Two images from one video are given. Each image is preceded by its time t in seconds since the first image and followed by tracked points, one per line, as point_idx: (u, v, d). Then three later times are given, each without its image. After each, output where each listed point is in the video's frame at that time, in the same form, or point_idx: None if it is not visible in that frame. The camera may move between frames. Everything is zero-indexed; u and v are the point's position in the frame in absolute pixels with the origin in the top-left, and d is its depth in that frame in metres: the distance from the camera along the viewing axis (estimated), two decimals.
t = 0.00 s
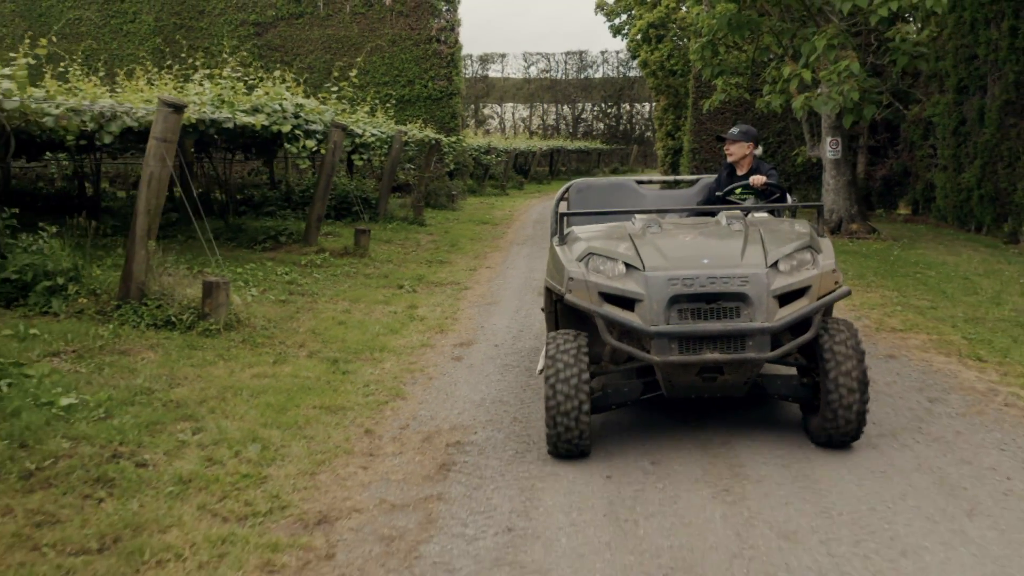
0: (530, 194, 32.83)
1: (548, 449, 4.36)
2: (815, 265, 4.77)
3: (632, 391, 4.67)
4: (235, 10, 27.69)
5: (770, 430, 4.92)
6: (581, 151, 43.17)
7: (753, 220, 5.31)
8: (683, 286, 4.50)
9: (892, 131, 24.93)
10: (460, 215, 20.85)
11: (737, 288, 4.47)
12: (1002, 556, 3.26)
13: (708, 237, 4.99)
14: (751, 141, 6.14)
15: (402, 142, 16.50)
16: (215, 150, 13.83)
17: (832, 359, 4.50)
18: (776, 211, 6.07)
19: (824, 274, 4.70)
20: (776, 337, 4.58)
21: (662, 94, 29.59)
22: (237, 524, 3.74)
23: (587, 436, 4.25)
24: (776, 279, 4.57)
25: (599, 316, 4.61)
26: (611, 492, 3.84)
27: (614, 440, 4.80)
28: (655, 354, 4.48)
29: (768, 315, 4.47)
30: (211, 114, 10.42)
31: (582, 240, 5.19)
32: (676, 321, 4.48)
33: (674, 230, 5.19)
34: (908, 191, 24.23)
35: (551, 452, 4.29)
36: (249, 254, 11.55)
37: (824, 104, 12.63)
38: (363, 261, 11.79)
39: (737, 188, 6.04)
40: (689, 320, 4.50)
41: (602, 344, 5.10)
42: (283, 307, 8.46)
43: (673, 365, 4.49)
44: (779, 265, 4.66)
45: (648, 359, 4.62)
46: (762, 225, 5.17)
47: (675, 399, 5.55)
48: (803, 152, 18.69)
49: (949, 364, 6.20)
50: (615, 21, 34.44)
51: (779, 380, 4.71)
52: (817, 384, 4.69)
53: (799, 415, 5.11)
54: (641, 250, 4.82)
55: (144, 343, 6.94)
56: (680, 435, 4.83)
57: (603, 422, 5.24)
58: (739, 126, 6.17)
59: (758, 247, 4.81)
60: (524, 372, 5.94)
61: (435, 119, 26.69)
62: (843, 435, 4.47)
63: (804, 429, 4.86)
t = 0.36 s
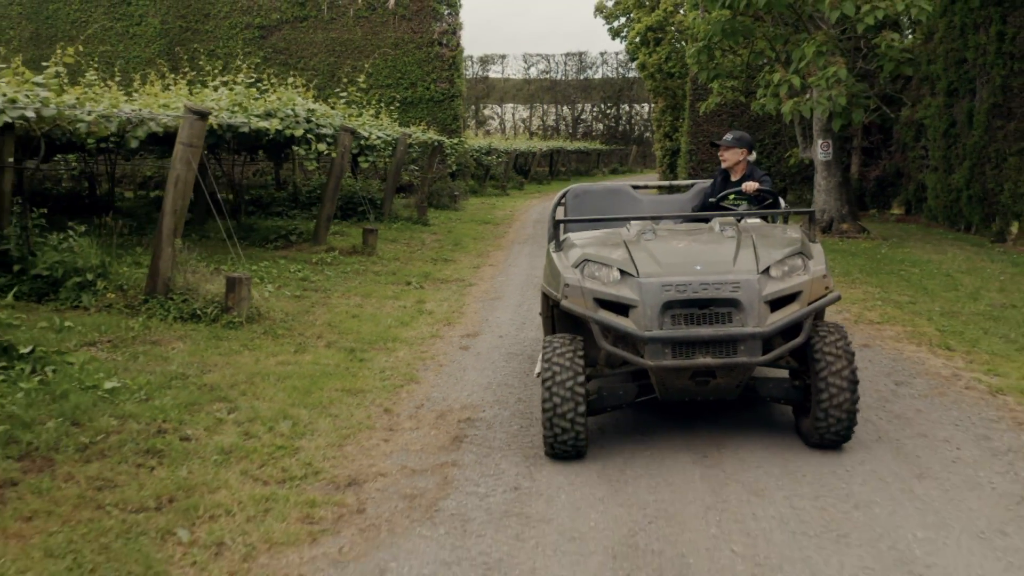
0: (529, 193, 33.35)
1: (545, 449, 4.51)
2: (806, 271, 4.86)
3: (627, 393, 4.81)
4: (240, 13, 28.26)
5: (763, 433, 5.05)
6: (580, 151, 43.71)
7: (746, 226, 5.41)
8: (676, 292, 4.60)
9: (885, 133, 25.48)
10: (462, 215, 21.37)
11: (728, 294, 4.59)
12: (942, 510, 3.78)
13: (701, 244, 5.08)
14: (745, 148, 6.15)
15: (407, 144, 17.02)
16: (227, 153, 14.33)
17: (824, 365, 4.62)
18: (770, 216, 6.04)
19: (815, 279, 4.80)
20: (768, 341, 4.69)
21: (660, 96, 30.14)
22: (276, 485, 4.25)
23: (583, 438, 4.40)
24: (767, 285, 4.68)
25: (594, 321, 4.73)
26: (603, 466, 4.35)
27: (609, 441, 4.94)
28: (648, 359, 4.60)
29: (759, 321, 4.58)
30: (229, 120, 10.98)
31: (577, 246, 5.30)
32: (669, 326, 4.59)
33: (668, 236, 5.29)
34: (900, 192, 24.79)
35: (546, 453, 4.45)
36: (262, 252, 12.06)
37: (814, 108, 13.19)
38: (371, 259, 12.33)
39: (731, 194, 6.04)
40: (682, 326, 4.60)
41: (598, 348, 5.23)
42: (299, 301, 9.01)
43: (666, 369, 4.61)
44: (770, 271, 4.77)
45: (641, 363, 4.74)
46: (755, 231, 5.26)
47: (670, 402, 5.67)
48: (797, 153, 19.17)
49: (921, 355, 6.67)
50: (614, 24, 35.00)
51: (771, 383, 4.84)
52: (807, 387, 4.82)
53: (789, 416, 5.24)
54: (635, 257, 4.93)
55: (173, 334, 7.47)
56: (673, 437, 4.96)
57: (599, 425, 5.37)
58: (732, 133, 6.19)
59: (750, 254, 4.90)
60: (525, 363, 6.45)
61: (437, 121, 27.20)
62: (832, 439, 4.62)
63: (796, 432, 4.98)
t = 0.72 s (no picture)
0: (530, 193, 33.85)
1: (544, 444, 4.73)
2: (792, 271, 4.94)
3: (622, 389, 4.93)
4: (245, 16, 28.80)
5: (753, 426, 5.18)
6: (580, 151, 44.24)
7: (736, 227, 5.49)
8: (667, 292, 4.69)
9: (878, 134, 26.00)
10: (464, 215, 21.88)
11: (717, 294, 4.67)
12: (896, 473, 4.29)
13: (692, 246, 5.15)
14: (734, 153, 6.03)
15: (410, 146, 17.53)
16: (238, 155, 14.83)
17: (808, 358, 4.78)
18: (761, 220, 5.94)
19: (801, 280, 4.89)
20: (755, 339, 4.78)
21: (658, 98, 30.68)
22: (308, 455, 4.77)
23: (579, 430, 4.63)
24: (754, 285, 4.76)
25: (589, 320, 4.83)
26: (596, 447, 4.81)
27: (605, 435, 5.10)
28: (641, 357, 4.70)
29: (746, 319, 4.66)
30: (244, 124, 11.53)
31: (573, 248, 5.40)
32: (661, 325, 4.68)
33: (660, 238, 5.36)
34: (893, 192, 25.31)
35: (545, 444, 4.67)
36: (274, 251, 12.56)
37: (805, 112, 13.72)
38: (379, 257, 12.85)
39: (722, 198, 5.91)
40: (673, 324, 4.69)
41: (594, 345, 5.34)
42: (314, 296, 9.54)
43: (658, 367, 4.70)
44: (757, 272, 4.84)
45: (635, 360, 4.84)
46: (744, 233, 5.34)
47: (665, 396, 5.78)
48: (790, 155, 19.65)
49: (896, 345, 7.13)
50: (613, 26, 35.54)
51: (759, 380, 4.93)
52: (794, 382, 4.93)
53: (780, 410, 5.34)
54: (629, 259, 5.02)
55: (199, 326, 7.99)
56: (667, 432, 5.10)
57: (595, 419, 5.49)
58: (721, 140, 6.05)
59: (737, 255, 4.98)
60: (527, 353, 6.93)
61: (440, 123, 27.71)
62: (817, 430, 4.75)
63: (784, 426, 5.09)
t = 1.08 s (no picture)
0: (530, 193, 34.31)
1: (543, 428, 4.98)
2: (775, 268, 4.91)
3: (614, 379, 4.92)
4: (250, 19, 29.62)
5: (740, 415, 5.22)
6: (580, 152, 44.78)
7: (723, 227, 5.49)
8: (657, 287, 4.65)
9: (872, 135, 26.52)
10: (465, 214, 22.39)
11: (703, 288, 4.64)
12: (859, 443, 4.78)
13: (682, 245, 5.11)
14: (722, 158, 6.15)
15: (414, 147, 18.05)
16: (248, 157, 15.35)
17: (789, 345, 4.86)
18: (748, 221, 6.09)
19: (783, 276, 4.86)
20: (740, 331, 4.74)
21: (657, 99, 31.22)
22: (331, 429, 5.29)
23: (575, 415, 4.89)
24: (739, 280, 4.73)
25: (582, 314, 4.81)
26: (591, 422, 5.25)
27: (598, 425, 5.15)
28: (631, 349, 4.65)
29: (732, 313, 4.62)
30: (260, 128, 12.13)
31: (569, 246, 5.39)
32: (651, 318, 4.64)
33: (652, 238, 5.33)
34: (886, 192, 25.85)
35: (543, 428, 4.94)
36: (285, 248, 13.07)
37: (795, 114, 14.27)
38: (385, 255, 13.36)
39: (711, 200, 6.07)
40: (663, 318, 4.65)
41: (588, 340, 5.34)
42: (326, 291, 10.08)
43: (648, 358, 4.67)
44: (742, 268, 4.81)
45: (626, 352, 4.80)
46: (730, 233, 5.33)
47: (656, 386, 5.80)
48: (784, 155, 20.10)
49: (874, 336, 7.61)
50: (611, 28, 36.09)
51: (743, 368, 4.98)
52: (776, 372, 4.96)
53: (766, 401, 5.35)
54: (621, 255, 5.00)
55: (220, 317, 8.51)
56: (658, 422, 5.14)
57: (588, 409, 5.49)
58: (709, 145, 6.15)
59: (726, 253, 4.94)
60: (527, 344, 7.41)
61: (441, 124, 28.20)
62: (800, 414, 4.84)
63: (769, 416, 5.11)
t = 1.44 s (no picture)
0: (529, 193, 34.83)
1: (541, 409, 5.44)
2: (754, 261, 5.36)
3: (608, 363, 5.38)
4: (254, 22, 30.13)
5: (722, 395, 5.67)
6: (579, 152, 45.29)
7: (708, 225, 5.96)
8: (646, 278, 5.13)
9: (866, 136, 27.04)
10: (466, 214, 22.89)
11: (688, 279, 5.11)
12: (830, 417, 5.27)
13: (669, 241, 5.59)
14: (708, 161, 6.53)
15: (418, 148, 18.56)
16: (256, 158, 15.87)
17: (767, 337, 5.22)
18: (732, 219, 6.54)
19: (761, 268, 5.30)
20: (721, 318, 5.20)
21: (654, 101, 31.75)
22: (349, 407, 5.80)
23: (572, 397, 5.33)
24: (721, 272, 5.19)
25: (578, 303, 5.28)
26: (587, 401, 5.69)
27: (593, 405, 5.61)
28: (623, 334, 5.12)
29: (714, 302, 5.09)
30: (274, 131, 12.74)
31: (567, 242, 5.88)
32: (641, 306, 5.11)
33: (642, 235, 5.81)
34: (880, 191, 26.38)
35: (543, 410, 5.37)
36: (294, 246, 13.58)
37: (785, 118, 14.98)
38: (391, 253, 13.87)
39: (697, 199, 6.53)
40: (651, 306, 5.12)
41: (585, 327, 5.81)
42: (337, 286, 10.61)
43: (638, 343, 5.13)
44: (724, 261, 5.27)
45: (619, 338, 5.27)
46: (714, 229, 5.80)
47: (648, 370, 6.24)
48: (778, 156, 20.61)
49: (853, 326, 8.13)
50: (610, 30, 36.61)
51: (726, 352, 5.33)
52: (756, 356, 5.33)
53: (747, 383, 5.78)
54: (614, 250, 5.48)
55: (239, 309, 9.02)
56: (648, 402, 5.59)
57: (584, 391, 5.96)
58: (696, 148, 6.53)
59: (708, 248, 5.42)
60: (528, 334, 7.92)
61: (443, 125, 28.68)
62: (777, 398, 5.24)
63: (750, 397, 5.54)
